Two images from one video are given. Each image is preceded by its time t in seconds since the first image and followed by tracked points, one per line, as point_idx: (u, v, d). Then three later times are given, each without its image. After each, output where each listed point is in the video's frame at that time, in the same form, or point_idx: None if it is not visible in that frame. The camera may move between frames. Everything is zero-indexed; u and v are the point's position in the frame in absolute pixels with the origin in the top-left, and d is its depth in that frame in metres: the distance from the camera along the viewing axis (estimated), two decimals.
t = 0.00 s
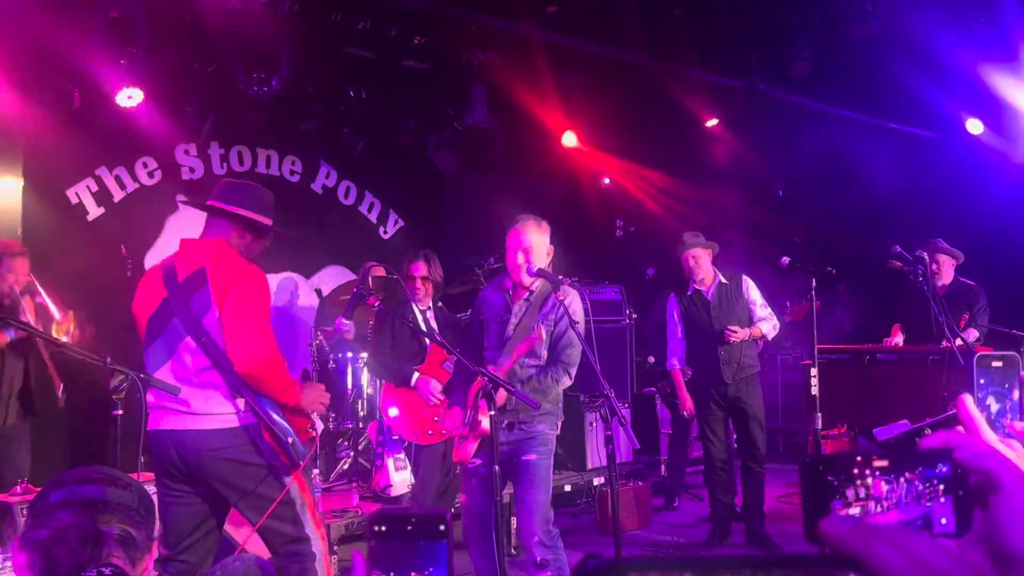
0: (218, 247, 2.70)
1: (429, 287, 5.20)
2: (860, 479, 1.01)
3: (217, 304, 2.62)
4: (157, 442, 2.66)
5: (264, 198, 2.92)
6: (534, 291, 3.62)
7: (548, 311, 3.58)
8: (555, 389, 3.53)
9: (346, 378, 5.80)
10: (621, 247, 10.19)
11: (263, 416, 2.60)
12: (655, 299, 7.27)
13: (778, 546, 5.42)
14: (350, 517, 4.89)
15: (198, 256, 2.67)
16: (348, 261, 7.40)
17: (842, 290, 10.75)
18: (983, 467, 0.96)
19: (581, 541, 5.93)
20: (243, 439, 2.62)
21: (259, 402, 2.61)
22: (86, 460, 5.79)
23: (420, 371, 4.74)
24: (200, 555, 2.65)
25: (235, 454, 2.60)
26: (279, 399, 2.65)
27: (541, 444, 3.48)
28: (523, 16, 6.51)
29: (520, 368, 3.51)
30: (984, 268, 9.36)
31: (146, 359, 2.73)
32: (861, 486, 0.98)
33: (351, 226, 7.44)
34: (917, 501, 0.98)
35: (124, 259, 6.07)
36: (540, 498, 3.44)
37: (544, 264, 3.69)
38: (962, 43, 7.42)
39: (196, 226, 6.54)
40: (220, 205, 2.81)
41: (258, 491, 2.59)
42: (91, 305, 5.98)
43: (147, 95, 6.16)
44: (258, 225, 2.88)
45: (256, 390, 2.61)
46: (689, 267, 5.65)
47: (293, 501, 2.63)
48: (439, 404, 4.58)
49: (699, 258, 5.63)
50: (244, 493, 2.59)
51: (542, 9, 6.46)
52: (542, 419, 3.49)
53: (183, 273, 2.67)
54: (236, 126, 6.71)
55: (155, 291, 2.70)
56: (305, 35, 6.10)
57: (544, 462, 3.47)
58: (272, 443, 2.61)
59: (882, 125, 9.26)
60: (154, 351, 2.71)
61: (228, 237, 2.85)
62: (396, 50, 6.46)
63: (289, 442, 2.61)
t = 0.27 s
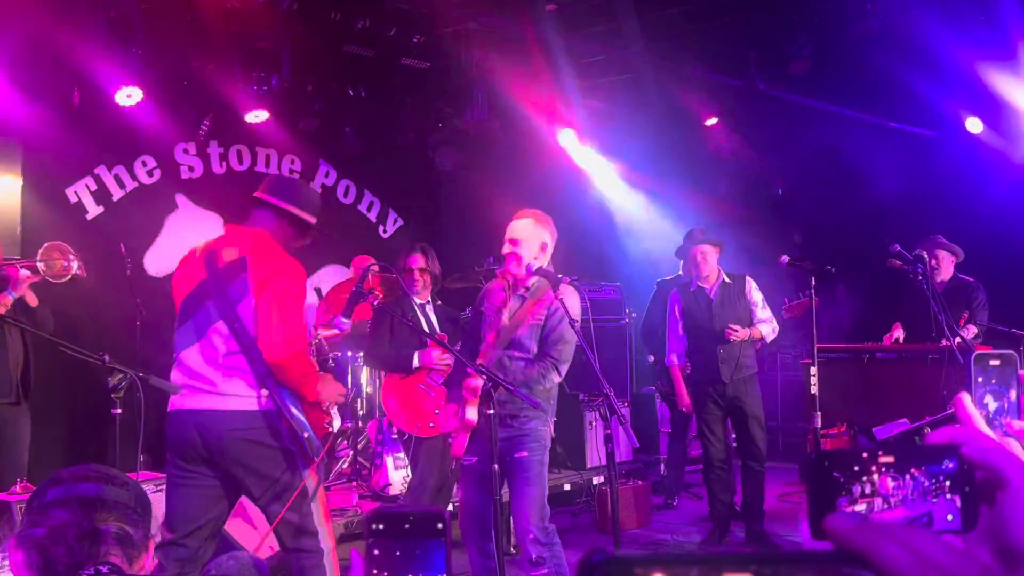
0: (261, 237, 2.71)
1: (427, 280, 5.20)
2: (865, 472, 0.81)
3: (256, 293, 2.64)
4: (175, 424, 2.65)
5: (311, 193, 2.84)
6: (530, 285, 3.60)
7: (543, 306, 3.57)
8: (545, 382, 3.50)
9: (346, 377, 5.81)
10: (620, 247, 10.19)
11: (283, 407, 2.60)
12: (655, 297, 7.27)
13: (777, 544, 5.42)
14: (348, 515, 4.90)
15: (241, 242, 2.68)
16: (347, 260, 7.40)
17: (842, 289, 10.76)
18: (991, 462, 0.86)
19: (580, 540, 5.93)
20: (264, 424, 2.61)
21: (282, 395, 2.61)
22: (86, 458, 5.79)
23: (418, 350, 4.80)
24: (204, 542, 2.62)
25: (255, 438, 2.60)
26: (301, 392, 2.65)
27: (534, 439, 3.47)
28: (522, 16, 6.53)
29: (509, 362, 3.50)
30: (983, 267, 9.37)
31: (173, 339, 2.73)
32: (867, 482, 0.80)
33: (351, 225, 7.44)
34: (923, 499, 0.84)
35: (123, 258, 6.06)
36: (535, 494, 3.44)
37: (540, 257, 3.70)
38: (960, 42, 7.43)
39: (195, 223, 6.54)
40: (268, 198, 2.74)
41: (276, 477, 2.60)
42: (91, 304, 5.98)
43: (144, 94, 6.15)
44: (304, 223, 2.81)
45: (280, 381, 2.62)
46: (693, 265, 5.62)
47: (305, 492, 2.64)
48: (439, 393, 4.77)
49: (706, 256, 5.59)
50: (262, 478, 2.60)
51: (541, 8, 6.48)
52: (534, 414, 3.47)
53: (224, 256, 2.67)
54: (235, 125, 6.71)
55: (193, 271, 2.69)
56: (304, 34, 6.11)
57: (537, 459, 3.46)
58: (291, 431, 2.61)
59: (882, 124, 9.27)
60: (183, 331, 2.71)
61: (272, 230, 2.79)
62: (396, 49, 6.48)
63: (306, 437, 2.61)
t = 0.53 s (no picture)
0: (283, 236, 2.81)
1: (428, 281, 5.22)
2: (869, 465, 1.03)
3: (277, 290, 2.73)
4: (192, 418, 2.73)
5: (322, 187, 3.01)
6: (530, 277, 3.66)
7: (539, 296, 3.60)
8: (538, 369, 3.50)
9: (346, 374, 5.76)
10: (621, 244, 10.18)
11: (300, 403, 2.69)
12: (656, 295, 7.27)
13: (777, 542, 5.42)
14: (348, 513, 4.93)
15: (264, 241, 2.77)
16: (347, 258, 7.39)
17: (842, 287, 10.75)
18: (990, 456, 1.08)
19: (580, 538, 5.93)
20: (279, 420, 2.70)
21: (299, 391, 2.69)
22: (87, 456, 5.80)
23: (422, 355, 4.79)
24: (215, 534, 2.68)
25: (270, 434, 2.68)
26: (317, 390, 2.75)
27: (530, 437, 3.48)
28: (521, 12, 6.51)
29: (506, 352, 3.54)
30: (984, 264, 9.36)
31: (195, 332, 2.83)
32: (873, 475, 1.03)
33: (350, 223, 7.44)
34: (927, 492, 1.08)
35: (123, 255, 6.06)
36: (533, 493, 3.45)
37: (542, 252, 3.73)
38: (961, 39, 7.43)
39: (196, 223, 6.52)
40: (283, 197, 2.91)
41: (288, 474, 2.67)
42: (91, 303, 5.98)
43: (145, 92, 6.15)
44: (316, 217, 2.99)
45: (299, 377, 2.72)
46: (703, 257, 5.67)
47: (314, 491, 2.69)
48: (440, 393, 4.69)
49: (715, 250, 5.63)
50: (274, 475, 2.67)
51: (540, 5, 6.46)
52: (530, 409, 3.49)
53: (248, 253, 2.76)
54: (235, 123, 6.70)
55: (217, 268, 2.80)
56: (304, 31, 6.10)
57: (534, 456, 3.47)
58: (305, 428, 2.70)
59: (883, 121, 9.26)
60: (205, 325, 2.81)
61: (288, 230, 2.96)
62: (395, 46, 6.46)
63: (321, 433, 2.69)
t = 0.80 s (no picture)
0: (240, 245, 2.79)
1: (428, 280, 5.21)
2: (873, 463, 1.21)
3: (239, 300, 2.71)
4: (185, 437, 2.78)
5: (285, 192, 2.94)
6: (529, 293, 3.64)
7: (544, 313, 3.60)
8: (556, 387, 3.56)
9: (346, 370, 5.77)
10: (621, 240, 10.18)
11: (285, 411, 2.73)
12: (656, 290, 7.27)
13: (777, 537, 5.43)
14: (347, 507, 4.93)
15: (223, 254, 2.76)
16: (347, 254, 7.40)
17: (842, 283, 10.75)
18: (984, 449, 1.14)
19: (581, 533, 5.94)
20: (266, 431, 2.73)
21: (281, 398, 2.74)
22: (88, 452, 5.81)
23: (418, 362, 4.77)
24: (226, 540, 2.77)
25: (259, 445, 2.72)
26: (300, 394, 2.76)
27: (538, 438, 3.52)
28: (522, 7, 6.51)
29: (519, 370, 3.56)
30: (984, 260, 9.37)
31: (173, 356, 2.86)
32: (869, 468, 1.20)
33: (350, 219, 7.44)
34: (924, 483, 1.18)
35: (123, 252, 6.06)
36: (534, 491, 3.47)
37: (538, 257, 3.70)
38: (962, 35, 7.43)
39: (196, 221, 6.52)
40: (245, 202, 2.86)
41: (279, 480, 2.71)
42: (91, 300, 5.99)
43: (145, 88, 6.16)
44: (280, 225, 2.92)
45: (277, 386, 2.73)
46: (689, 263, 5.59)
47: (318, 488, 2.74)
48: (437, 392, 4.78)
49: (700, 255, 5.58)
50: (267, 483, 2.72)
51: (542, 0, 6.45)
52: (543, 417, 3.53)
53: (206, 271, 2.76)
54: (235, 119, 6.70)
55: (182, 287, 2.80)
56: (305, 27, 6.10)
57: (539, 456, 3.50)
58: (294, 434, 2.73)
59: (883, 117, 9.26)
60: (180, 348, 2.83)
61: (254, 236, 2.91)
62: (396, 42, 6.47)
63: (309, 437, 2.73)
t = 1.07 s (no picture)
0: (292, 233, 2.87)
1: (427, 272, 5.24)
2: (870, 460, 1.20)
3: (281, 286, 2.79)
4: (204, 409, 2.79)
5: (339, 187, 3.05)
6: (531, 271, 3.61)
7: (541, 291, 3.62)
8: (545, 364, 3.57)
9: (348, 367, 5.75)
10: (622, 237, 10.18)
11: (307, 397, 2.75)
12: (658, 287, 7.26)
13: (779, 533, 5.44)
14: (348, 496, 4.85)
15: (272, 237, 2.83)
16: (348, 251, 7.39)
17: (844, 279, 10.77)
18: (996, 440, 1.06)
19: (583, 530, 5.94)
20: (287, 413, 2.75)
21: (305, 384, 2.76)
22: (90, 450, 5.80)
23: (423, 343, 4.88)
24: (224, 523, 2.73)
25: (280, 425, 2.73)
26: (324, 385, 2.80)
27: (535, 426, 3.53)
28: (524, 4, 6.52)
29: (511, 348, 3.56)
30: (986, 255, 9.37)
31: (208, 325, 2.91)
32: (869, 462, 1.19)
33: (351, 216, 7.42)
34: (925, 477, 1.18)
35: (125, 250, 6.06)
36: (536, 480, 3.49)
37: (538, 245, 3.72)
38: (965, 31, 7.42)
39: (196, 218, 6.52)
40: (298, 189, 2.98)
41: (296, 463, 2.72)
42: (93, 297, 5.98)
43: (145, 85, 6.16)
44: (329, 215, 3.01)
45: (304, 372, 2.76)
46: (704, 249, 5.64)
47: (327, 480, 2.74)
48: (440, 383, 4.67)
49: (716, 243, 5.61)
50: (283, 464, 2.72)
51: None
52: (536, 400, 3.53)
53: (254, 251, 2.83)
54: (236, 116, 6.70)
55: (226, 262, 2.87)
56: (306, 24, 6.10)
57: (538, 444, 3.52)
58: (314, 420, 2.74)
59: (885, 113, 9.24)
60: (216, 319, 2.88)
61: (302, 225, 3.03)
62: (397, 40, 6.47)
63: (327, 426, 2.74)
